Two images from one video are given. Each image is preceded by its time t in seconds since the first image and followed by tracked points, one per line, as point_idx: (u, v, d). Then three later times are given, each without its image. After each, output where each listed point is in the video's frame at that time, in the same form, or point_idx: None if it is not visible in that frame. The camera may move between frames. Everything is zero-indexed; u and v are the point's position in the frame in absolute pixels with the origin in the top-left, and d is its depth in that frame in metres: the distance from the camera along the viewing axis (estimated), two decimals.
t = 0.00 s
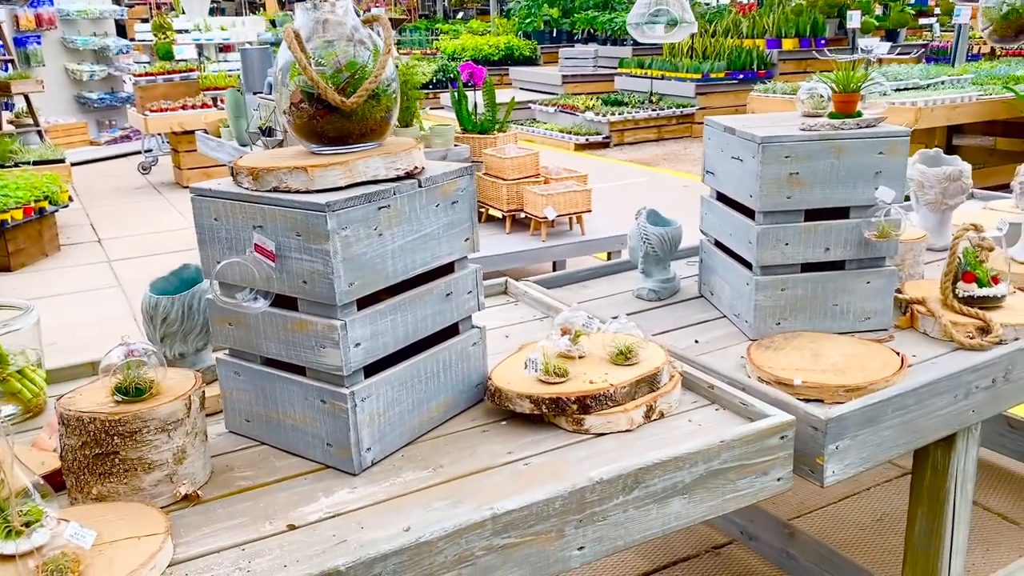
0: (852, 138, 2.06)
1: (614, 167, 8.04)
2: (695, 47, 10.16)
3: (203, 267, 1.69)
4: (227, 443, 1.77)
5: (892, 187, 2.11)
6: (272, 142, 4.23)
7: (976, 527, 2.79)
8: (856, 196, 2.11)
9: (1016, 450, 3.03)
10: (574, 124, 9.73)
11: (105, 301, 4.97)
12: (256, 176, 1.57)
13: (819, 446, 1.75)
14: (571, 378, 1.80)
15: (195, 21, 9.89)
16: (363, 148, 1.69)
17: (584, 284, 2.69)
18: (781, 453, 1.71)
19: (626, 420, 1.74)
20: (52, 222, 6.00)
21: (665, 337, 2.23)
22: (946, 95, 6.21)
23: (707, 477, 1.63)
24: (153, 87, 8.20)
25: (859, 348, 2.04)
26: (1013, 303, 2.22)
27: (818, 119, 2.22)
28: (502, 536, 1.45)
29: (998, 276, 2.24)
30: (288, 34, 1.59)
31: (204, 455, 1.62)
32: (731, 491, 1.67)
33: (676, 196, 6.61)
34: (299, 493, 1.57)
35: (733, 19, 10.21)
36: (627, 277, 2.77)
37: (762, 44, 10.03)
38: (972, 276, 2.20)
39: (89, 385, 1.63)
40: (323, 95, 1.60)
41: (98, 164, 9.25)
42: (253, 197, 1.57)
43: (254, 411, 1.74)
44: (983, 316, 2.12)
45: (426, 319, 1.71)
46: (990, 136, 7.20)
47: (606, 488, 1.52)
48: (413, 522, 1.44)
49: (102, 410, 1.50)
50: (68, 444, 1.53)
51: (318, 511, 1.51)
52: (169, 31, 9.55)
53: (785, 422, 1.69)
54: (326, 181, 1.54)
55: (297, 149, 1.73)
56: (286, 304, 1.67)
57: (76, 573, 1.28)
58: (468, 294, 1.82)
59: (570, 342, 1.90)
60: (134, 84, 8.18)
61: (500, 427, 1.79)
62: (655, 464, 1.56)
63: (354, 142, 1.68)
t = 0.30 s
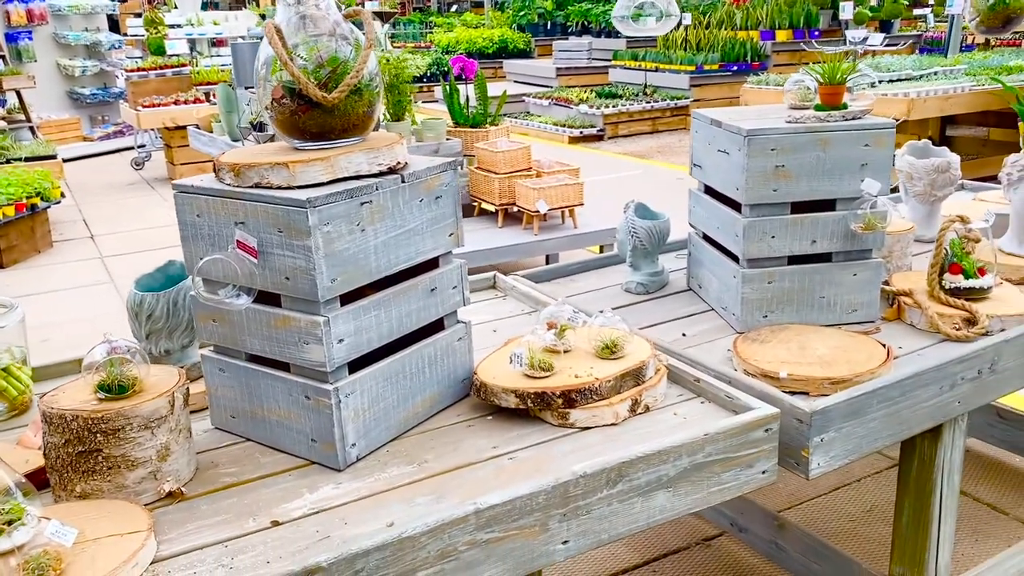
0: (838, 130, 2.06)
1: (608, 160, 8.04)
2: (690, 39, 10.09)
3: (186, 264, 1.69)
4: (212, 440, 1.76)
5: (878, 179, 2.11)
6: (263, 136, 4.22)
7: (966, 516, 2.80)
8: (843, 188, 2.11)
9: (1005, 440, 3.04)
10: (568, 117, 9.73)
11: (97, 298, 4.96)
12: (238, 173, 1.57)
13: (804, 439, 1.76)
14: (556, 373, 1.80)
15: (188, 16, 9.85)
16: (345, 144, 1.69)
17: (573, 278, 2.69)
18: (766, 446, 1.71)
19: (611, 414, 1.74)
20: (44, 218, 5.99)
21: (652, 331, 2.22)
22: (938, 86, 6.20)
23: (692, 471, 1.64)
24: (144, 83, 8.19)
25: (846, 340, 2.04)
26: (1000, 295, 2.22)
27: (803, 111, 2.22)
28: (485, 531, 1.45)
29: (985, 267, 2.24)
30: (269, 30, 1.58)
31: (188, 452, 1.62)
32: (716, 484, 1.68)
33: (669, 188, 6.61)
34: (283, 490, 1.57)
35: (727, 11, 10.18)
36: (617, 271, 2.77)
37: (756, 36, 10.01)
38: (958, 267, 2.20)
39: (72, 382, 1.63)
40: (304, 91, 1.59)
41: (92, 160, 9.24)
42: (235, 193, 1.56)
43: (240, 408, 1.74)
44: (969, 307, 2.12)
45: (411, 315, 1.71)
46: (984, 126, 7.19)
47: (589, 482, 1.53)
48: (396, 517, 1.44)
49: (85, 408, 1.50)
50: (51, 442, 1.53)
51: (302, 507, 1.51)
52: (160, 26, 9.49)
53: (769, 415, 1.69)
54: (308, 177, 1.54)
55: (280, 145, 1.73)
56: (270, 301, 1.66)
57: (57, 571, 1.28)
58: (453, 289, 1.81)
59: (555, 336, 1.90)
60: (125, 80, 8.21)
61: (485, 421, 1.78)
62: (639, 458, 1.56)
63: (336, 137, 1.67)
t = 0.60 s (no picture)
0: (824, 124, 2.06)
1: (601, 155, 8.04)
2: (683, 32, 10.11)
3: (169, 261, 1.68)
4: (196, 437, 1.76)
5: (864, 173, 2.10)
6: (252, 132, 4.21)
7: (954, 509, 2.81)
8: (828, 182, 2.11)
9: (994, 432, 3.05)
10: (561, 112, 9.73)
11: (88, 294, 4.95)
12: (219, 169, 1.56)
13: (789, 433, 1.76)
14: (541, 369, 1.80)
15: (180, 11, 9.82)
16: (328, 140, 1.68)
17: (562, 273, 2.68)
18: (750, 440, 1.72)
19: (596, 409, 1.74)
20: (35, 215, 5.98)
21: (639, 326, 2.22)
22: (930, 79, 6.20)
23: (675, 465, 1.64)
24: (136, 79, 8.19)
25: (832, 334, 2.04)
26: (985, 288, 2.22)
27: (789, 105, 2.22)
28: (468, 527, 1.45)
29: (971, 261, 2.24)
30: (249, 25, 1.58)
31: (172, 449, 1.61)
32: (699, 478, 1.68)
33: (662, 183, 6.61)
34: (266, 487, 1.57)
35: (720, 4, 10.16)
36: (605, 265, 2.76)
37: (749, 29, 10.00)
38: (943, 261, 2.21)
39: (54, 381, 1.63)
40: (285, 87, 1.59)
41: (85, 157, 9.21)
42: (216, 190, 1.56)
43: (224, 405, 1.73)
44: (954, 301, 2.12)
45: (395, 311, 1.70)
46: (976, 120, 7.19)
47: (572, 478, 1.53)
48: (379, 513, 1.44)
49: (66, 406, 1.50)
50: (33, 441, 1.52)
51: (285, 504, 1.51)
52: (152, 21, 9.47)
53: (752, 409, 1.70)
54: (289, 174, 1.53)
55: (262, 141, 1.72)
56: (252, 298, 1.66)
57: (37, 570, 1.28)
58: (438, 285, 1.80)
59: (541, 332, 1.90)
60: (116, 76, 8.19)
61: (470, 417, 1.78)
62: (622, 453, 1.57)
63: (318, 133, 1.66)
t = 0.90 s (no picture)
0: (806, 122, 2.06)
1: (592, 152, 8.05)
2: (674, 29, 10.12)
3: (150, 259, 1.68)
4: (179, 436, 1.76)
5: (846, 171, 2.11)
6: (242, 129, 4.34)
7: (938, 504, 2.83)
8: (811, 179, 2.12)
9: (978, 427, 3.07)
10: (553, 109, 9.74)
11: (76, 293, 4.94)
12: (199, 168, 1.56)
13: (769, 429, 1.77)
14: (524, 366, 1.80)
15: (170, 9, 9.78)
16: (308, 138, 1.68)
17: (548, 271, 2.69)
18: (731, 437, 1.72)
19: (578, 407, 1.74)
20: (24, 213, 5.96)
21: (624, 323, 2.23)
22: (919, 77, 6.21)
23: (656, 462, 1.64)
24: (126, 77, 8.15)
25: (815, 331, 2.05)
26: (967, 285, 2.24)
27: (773, 103, 2.23)
28: (448, 525, 1.45)
29: (953, 258, 2.26)
30: (228, 23, 1.57)
31: (153, 448, 1.61)
32: (680, 475, 1.69)
33: (652, 180, 6.62)
34: (247, 486, 1.57)
35: (711, 2, 10.16)
36: (591, 263, 2.77)
37: (740, 27, 10.01)
38: (926, 258, 2.23)
39: (34, 380, 1.63)
40: (265, 85, 1.59)
41: (73, 155, 9.18)
42: (196, 189, 1.56)
43: (206, 403, 1.74)
44: (936, 297, 2.14)
45: (376, 309, 1.70)
46: (965, 117, 7.22)
47: (553, 475, 1.53)
48: (360, 511, 1.44)
49: (46, 405, 1.50)
50: (13, 439, 1.52)
51: (266, 502, 1.51)
52: (142, 19, 9.42)
53: (733, 406, 1.71)
54: (269, 172, 1.53)
55: (244, 140, 1.71)
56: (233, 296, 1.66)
57: (15, 569, 1.27)
58: (421, 283, 1.80)
59: (524, 330, 1.91)
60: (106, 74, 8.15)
61: (454, 415, 1.78)
62: (602, 450, 1.57)
63: (299, 131, 1.66)
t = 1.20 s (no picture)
0: (790, 127, 2.07)
1: (583, 153, 8.06)
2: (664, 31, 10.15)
3: (132, 264, 1.67)
4: (161, 442, 1.75)
5: (830, 176, 2.12)
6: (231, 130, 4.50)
7: (924, 507, 2.84)
8: (795, 184, 2.12)
9: (963, 430, 3.08)
10: (544, 111, 9.75)
11: (63, 295, 4.91)
12: (180, 173, 1.56)
13: (753, 434, 1.77)
14: (508, 371, 1.80)
15: (159, 10, 9.74)
16: (291, 143, 1.67)
17: (534, 275, 2.69)
18: (713, 442, 1.73)
19: (562, 412, 1.74)
20: (11, 214, 5.92)
21: (609, 327, 2.23)
22: (907, 79, 6.23)
23: (639, 468, 1.65)
24: (115, 77, 8.11)
25: (798, 336, 2.06)
26: (951, 289, 2.25)
27: (757, 108, 2.23)
28: (429, 532, 1.45)
29: (937, 263, 2.27)
30: (210, 29, 1.57)
31: (135, 454, 1.61)
32: (663, 480, 1.69)
33: (642, 182, 6.63)
34: (229, 492, 1.56)
35: (701, 4, 10.18)
36: (578, 267, 2.77)
37: (730, 29, 10.04)
38: (910, 263, 2.24)
39: (13, 387, 1.62)
40: (247, 90, 1.58)
41: (62, 155, 9.14)
42: (178, 194, 1.55)
43: (188, 409, 1.73)
44: (920, 302, 2.14)
45: (360, 315, 1.70)
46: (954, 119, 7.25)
47: (536, 481, 1.53)
48: (341, 519, 1.44)
49: (25, 412, 1.49)
50: None
51: (248, 509, 1.51)
52: (131, 19, 9.39)
53: (716, 411, 1.71)
54: (250, 178, 1.53)
55: (226, 145, 1.71)
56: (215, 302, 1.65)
57: None
58: (404, 288, 1.80)
59: (508, 335, 1.90)
60: (95, 74, 8.11)
61: (437, 420, 1.78)
62: (585, 456, 1.57)
63: (281, 137, 1.66)
